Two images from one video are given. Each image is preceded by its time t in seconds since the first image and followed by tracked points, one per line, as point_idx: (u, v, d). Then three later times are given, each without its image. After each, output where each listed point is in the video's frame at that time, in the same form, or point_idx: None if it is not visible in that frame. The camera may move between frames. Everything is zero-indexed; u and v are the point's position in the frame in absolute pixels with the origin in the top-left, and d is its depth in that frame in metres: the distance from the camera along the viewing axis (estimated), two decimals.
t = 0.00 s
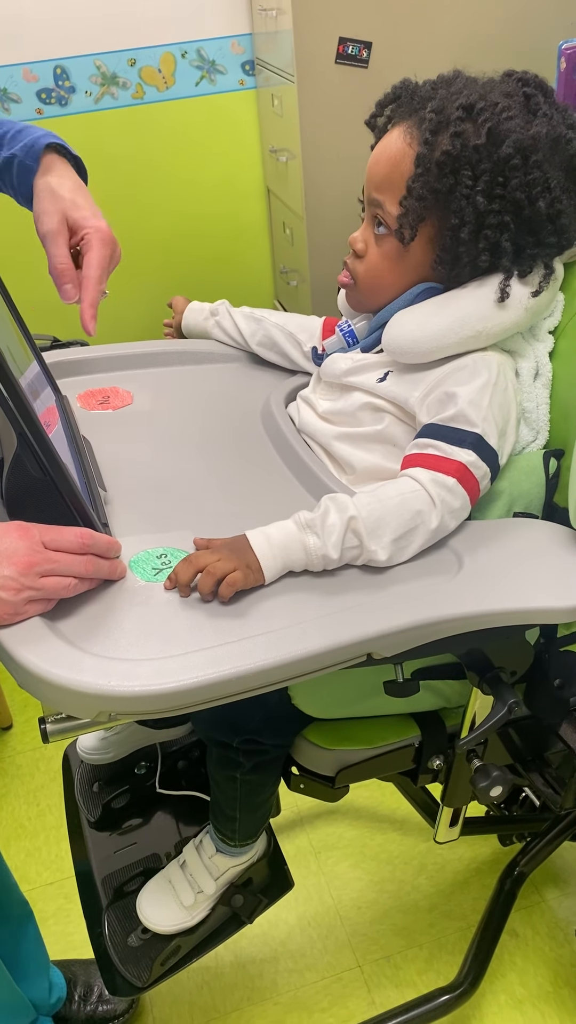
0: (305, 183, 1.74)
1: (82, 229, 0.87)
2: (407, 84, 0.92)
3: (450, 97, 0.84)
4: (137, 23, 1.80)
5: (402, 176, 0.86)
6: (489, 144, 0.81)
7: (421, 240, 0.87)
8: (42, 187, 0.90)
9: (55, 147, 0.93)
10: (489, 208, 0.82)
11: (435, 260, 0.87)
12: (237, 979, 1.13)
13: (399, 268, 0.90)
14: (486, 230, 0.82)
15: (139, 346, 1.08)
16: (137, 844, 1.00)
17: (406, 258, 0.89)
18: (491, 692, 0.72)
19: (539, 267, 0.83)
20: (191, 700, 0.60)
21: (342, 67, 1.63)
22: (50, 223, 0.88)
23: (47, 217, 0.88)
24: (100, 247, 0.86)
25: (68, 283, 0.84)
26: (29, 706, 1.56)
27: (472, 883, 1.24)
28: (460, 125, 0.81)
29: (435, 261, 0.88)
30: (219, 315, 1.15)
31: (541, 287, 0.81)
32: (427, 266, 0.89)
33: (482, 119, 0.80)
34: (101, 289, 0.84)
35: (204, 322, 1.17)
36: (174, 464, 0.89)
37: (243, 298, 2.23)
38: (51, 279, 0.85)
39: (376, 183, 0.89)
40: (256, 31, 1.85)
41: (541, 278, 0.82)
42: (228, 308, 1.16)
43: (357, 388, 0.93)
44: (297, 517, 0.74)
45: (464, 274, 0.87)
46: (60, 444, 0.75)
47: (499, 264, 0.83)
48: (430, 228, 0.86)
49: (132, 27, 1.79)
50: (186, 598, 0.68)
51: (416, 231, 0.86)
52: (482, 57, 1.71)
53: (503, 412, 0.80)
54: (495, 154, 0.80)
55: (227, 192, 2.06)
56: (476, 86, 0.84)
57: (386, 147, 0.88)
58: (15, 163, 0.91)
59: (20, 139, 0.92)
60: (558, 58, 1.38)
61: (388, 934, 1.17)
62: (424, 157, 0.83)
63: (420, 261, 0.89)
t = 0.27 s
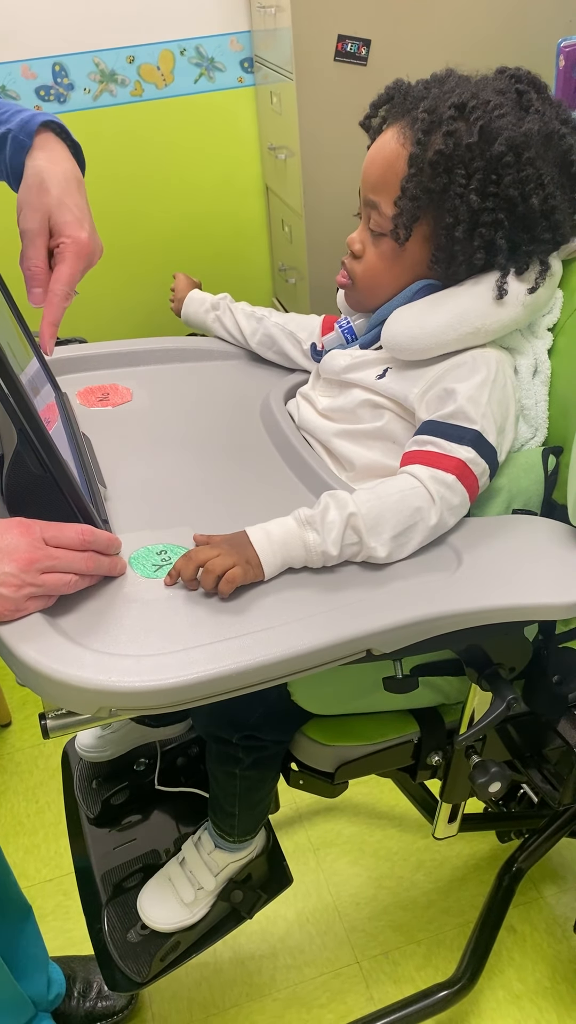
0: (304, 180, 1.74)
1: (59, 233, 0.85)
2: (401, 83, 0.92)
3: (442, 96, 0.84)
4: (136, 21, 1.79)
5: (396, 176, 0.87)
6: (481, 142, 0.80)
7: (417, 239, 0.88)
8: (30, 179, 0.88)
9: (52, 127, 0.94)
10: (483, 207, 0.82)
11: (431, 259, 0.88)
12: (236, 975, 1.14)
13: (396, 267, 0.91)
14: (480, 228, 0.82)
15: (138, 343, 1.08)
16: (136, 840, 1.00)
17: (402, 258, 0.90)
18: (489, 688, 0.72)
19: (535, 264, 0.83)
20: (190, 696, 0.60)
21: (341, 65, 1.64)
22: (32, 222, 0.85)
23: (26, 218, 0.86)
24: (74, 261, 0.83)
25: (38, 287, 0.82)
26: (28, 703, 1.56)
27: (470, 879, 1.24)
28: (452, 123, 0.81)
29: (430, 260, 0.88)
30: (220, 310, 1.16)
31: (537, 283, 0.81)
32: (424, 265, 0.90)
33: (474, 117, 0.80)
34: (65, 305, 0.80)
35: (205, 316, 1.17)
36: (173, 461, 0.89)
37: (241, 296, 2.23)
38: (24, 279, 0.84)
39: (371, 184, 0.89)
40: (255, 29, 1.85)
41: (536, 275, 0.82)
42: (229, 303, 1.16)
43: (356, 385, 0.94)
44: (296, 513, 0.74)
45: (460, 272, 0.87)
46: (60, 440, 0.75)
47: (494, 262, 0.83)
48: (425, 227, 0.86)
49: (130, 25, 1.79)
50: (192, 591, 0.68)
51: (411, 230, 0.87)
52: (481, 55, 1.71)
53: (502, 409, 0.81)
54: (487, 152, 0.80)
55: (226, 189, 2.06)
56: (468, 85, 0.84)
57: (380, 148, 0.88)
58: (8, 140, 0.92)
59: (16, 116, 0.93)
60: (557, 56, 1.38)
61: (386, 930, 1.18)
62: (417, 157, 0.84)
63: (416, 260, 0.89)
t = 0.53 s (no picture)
0: (303, 177, 1.74)
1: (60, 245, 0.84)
2: (392, 84, 0.92)
3: (432, 96, 0.84)
4: (135, 18, 1.79)
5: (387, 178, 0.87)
6: (469, 143, 0.80)
7: (408, 240, 0.88)
8: (34, 187, 0.88)
9: (56, 133, 0.95)
10: (472, 207, 0.81)
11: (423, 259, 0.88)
12: (235, 970, 1.14)
13: (389, 268, 0.91)
14: (470, 229, 0.82)
15: (138, 340, 1.09)
16: (135, 836, 1.00)
17: (397, 259, 0.90)
18: (487, 684, 0.73)
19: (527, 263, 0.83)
20: (189, 690, 0.60)
21: (340, 63, 1.64)
22: (34, 232, 0.85)
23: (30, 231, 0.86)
24: (74, 275, 0.82)
25: (39, 298, 0.83)
26: (27, 700, 1.57)
27: (468, 875, 1.24)
28: (441, 124, 0.82)
29: (422, 261, 0.88)
30: (219, 308, 1.16)
31: (529, 283, 0.82)
32: (416, 265, 0.90)
33: (462, 118, 0.81)
34: (63, 318, 0.79)
35: (204, 314, 1.17)
36: (172, 458, 0.89)
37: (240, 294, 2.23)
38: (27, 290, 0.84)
39: (364, 186, 0.89)
40: (254, 26, 1.85)
41: (529, 274, 0.82)
42: (228, 302, 1.16)
43: (355, 383, 0.94)
44: (295, 511, 0.74)
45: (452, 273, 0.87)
46: (61, 438, 0.76)
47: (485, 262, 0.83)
48: (416, 229, 0.86)
49: (129, 22, 1.79)
50: (190, 589, 0.69)
51: (402, 232, 0.87)
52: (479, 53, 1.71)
53: (500, 407, 0.81)
54: (476, 153, 0.80)
55: (224, 186, 2.06)
56: (458, 85, 0.84)
57: (372, 149, 0.88)
58: (12, 148, 0.92)
59: (22, 123, 0.94)
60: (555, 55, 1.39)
61: (385, 926, 1.18)
62: (406, 159, 0.84)
63: (408, 261, 0.89)
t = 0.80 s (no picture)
0: (302, 175, 1.74)
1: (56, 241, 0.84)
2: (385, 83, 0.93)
3: (421, 92, 0.85)
4: (133, 16, 1.79)
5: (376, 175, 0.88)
6: (456, 136, 0.81)
7: (398, 236, 0.88)
8: (28, 186, 0.88)
9: (48, 130, 0.95)
10: (459, 200, 0.82)
11: (414, 254, 0.88)
12: (233, 967, 1.14)
13: (382, 264, 0.92)
14: (458, 222, 0.82)
15: (137, 338, 1.09)
16: (134, 833, 1.00)
17: (390, 256, 0.91)
18: (486, 681, 0.73)
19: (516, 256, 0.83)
20: (190, 688, 0.60)
21: (339, 61, 1.64)
22: (29, 230, 0.86)
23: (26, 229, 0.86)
24: (70, 270, 0.81)
25: (37, 296, 0.83)
26: (26, 698, 1.57)
27: (466, 872, 1.25)
28: (428, 119, 0.82)
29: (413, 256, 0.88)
30: (218, 306, 1.16)
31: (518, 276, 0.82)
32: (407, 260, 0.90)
33: (449, 112, 0.81)
34: (61, 313, 0.78)
35: (203, 313, 1.17)
36: (171, 455, 0.89)
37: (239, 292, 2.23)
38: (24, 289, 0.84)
39: (355, 184, 0.91)
40: (252, 23, 1.84)
41: (518, 267, 0.82)
42: (227, 299, 1.16)
43: (354, 380, 0.94)
44: (294, 508, 0.74)
45: (442, 268, 0.87)
46: (59, 435, 0.76)
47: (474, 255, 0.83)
48: (406, 224, 0.87)
49: (128, 19, 1.79)
50: (186, 588, 0.68)
51: (391, 227, 0.88)
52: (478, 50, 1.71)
53: (498, 404, 0.81)
54: (462, 145, 0.80)
55: (223, 184, 2.06)
56: (446, 80, 0.84)
57: (362, 148, 0.90)
58: (4, 146, 0.92)
59: (14, 121, 0.94)
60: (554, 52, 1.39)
61: (383, 923, 1.18)
62: (393, 155, 0.85)
63: (400, 256, 0.90)
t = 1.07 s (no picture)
0: (300, 172, 1.74)
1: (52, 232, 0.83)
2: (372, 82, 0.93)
3: (402, 88, 0.85)
4: (132, 12, 1.79)
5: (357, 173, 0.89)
6: (432, 129, 0.81)
7: (381, 231, 0.89)
8: (23, 177, 0.88)
9: (42, 120, 0.94)
10: (436, 193, 0.82)
11: (396, 246, 0.88)
12: (232, 966, 1.14)
13: (367, 260, 0.92)
14: (435, 215, 0.83)
15: (135, 335, 1.08)
16: (132, 832, 1.00)
17: (378, 253, 0.91)
18: (484, 680, 0.73)
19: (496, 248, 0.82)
20: (189, 687, 0.60)
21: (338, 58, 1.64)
22: (25, 222, 0.85)
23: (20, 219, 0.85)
24: (67, 261, 0.81)
25: (34, 289, 0.82)
26: (25, 697, 1.56)
27: (465, 871, 1.24)
28: (406, 114, 0.83)
29: (395, 250, 0.89)
30: (216, 304, 1.15)
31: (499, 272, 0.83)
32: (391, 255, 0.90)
33: (426, 105, 0.81)
34: (58, 305, 0.78)
35: (201, 311, 1.17)
36: (169, 454, 0.89)
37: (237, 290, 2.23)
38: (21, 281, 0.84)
39: (339, 184, 0.92)
40: (251, 20, 1.84)
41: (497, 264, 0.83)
42: (225, 297, 1.16)
43: (352, 379, 0.94)
44: (292, 507, 0.74)
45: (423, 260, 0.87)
46: (56, 432, 0.75)
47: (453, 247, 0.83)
48: (388, 219, 0.87)
49: (126, 16, 1.79)
50: (184, 586, 0.68)
51: (374, 223, 0.88)
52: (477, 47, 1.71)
53: (496, 401, 0.81)
54: (437, 138, 0.81)
55: (221, 181, 2.06)
56: (426, 75, 0.85)
57: (346, 148, 0.91)
58: None
59: (8, 111, 0.93)
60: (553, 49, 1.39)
61: (382, 922, 1.18)
62: (372, 152, 0.86)
63: (384, 252, 0.90)
